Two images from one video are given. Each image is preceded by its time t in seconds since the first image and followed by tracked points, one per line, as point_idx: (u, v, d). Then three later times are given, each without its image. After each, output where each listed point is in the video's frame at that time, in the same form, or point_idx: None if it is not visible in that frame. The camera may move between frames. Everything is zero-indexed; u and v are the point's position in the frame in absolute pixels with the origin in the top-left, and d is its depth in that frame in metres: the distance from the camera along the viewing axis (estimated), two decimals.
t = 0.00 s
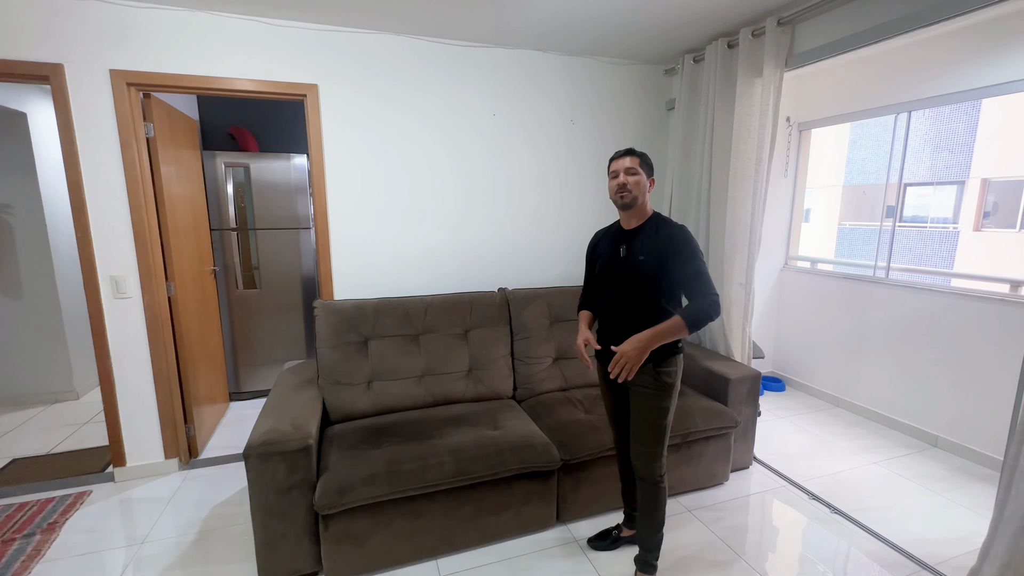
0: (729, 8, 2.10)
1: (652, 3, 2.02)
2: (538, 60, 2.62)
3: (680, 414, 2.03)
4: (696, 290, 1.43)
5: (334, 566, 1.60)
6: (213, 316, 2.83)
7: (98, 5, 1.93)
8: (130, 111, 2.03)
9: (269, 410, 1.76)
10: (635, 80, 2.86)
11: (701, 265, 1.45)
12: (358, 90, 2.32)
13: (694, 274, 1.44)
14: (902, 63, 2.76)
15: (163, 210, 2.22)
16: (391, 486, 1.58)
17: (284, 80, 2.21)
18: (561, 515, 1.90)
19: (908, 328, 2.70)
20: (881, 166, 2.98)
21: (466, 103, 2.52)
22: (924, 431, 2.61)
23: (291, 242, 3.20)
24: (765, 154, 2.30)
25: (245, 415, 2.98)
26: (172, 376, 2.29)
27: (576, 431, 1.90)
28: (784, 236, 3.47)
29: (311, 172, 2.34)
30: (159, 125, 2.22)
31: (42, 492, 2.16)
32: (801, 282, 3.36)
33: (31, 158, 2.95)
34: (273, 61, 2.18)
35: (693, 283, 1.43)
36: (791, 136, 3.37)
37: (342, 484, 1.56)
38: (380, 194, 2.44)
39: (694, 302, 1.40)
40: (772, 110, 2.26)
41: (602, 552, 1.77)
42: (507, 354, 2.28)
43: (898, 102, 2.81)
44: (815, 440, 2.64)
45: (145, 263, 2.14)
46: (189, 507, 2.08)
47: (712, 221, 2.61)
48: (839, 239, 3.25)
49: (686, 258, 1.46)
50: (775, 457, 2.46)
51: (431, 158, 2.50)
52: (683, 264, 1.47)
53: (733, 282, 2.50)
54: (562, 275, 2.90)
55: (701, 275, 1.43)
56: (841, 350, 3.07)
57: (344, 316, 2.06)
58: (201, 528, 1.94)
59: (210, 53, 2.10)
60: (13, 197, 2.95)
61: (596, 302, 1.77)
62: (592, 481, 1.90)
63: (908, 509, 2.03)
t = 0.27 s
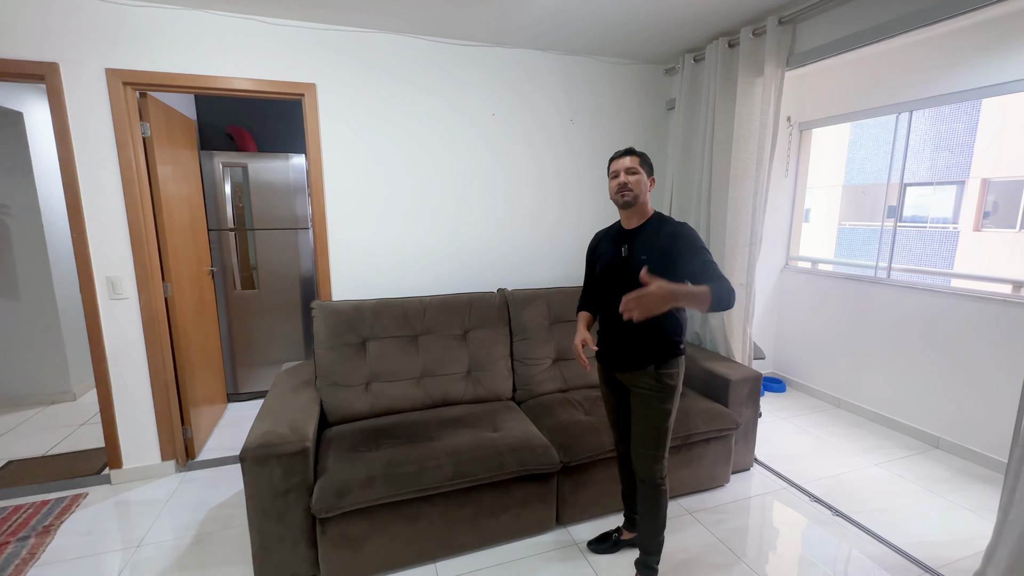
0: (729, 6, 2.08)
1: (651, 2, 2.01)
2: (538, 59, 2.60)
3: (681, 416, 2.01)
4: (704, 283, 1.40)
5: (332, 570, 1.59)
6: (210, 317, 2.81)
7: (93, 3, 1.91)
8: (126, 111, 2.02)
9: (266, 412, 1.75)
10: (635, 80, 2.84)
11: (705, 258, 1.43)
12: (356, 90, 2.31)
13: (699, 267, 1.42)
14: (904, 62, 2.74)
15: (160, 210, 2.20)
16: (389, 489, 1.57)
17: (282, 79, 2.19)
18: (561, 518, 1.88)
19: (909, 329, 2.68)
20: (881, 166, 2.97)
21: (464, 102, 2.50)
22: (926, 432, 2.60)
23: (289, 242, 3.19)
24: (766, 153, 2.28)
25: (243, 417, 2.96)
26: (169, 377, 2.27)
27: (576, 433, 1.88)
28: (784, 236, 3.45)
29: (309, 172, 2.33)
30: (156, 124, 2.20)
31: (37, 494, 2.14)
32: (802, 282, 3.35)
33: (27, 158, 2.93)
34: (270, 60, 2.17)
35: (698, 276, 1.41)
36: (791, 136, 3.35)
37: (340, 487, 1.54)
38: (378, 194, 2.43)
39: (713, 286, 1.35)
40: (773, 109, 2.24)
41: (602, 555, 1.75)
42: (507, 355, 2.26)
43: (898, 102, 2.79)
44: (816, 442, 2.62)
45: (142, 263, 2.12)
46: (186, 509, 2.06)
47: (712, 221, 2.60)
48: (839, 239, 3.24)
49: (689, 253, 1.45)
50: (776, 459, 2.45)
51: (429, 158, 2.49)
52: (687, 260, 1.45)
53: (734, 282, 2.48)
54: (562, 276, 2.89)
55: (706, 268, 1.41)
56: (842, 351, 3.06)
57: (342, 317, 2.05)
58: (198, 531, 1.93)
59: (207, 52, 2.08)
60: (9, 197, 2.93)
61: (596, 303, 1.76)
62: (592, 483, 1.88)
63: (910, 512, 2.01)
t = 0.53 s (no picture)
0: (729, 5, 2.07)
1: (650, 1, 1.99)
2: (537, 59, 2.59)
3: (682, 417, 2.00)
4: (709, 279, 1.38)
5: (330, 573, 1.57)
6: (208, 317, 2.80)
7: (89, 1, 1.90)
8: (122, 110, 2.00)
9: (263, 413, 1.73)
10: (635, 79, 2.83)
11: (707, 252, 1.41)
12: (354, 89, 2.29)
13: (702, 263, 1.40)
14: (904, 62, 2.73)
15: (157, 210, 2.18)
16: (387, 491, 1.56)
17: (279, 78, 2.17)
18: (561, 520, 1.87)
19: (909, 329, 2.67)
20: (881, 166, 2.95)
21: (463, 102, 2.49)
22: (927, 433, 2.59)
23: (287, 242, 3.17)
24: (767, 153, 2.27)
25: (241, 418, 2.95)
26: (166, 378, 2.25)
27: (576, 435, 1.87)
28: (784, 236, 3.44)
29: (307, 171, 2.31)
30: (153, 124, 2.19)
31: (33, 497, 2.13)
32: (802, 282, 3.34)
33: (24, 158, 2.92)
34: (268, 58, 2.15)
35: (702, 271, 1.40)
36: (791, 136, 3.34)
37: (338, 490, 1.53)
38: (377, 194, 2.41)
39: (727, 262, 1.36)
40: (774, 109, 2.23)
41: (602, 558, 1.74)
42: (506, 356, 2.25)
43: (898, 102, 2.78)
44: (817, 443, 2.61)
45: (138, 263, 2.11)
46: (183, 512, 2.04)
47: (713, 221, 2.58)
48: (839, 239, 3.23)
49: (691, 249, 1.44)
50: (777, 460, 2.44)
51: (428, 157, 2.47)
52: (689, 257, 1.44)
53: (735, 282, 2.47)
54: (561, 276, 2.88)
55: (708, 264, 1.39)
56: (842, 351, 3.05)
57: (340, 318, 2.03)
58: (195, 534, 1.91)
59: (204, 51, 2.06)
60: (6, 197, 2.91)
61: (597, 303, 1.74)
62: (592, 485, 1.87)
63: (912, 514, 2.00)
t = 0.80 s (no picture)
0: (727, 5, 2.06)
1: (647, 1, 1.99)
2: (536, 58, 2.58)
3: (681, 418, 1.99)
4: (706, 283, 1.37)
5: None
6: (205, 318, 2.78)
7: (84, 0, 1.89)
8: (117, 110, 1.99)
9: (260, 415, 1.72)
10: (634, 79, 2.82)
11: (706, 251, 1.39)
12: (352, 89, 2.28)
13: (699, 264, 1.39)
14: (903, 62, 2.72)
15: (153, 210, 2.17)
16: (384, 494, 1.54)
17: (276, 78, 2.16)
18: (559, 522, 1.86)
19: (908, 330, 2.67)
20: (879, 166, 2.95)
21: (461, 102, 2.47)
22: (926, 433, 2.58)
23: (285, 243, 3.16)
24: (766, 153, 2.26)
25: (239, 419, 2.93)
26: (162, 379, 2.24)
27: (574, 436, 1.86)
28: (783, 236, 3.44)
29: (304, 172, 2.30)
30: (149, 124, 2.18)
31: (28, 499, 2.11)
32: (801, 282, 3.33)
33: (20, 158, 2.90)
34: (264, 58, 2.14)
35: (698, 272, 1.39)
36: (791, 136, 3.34)
37: (334, 492, 1.52)
38: (375, 194, 2.40)
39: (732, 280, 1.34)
40: (773, 109, 2.22)
41: (601, 560, 1.73)
42: (504, 356, 2.24)
43: (897, 102, 2.78)
44: (816, 444, 2.60)
45: (134, 263, 2.09)
46: (180, 514, 2.03)
47: (712, 221, 2.57)
48: (838, 239, 3.22)
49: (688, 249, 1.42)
50: (776, 461, 2.43)
51: (426, 158, 2.46)
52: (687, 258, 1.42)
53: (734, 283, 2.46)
54: (560, 277, 2.87)
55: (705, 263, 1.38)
56: (842, 352, 3.04)
57: (337, 319, 2.02)
58: (191, 536, 1.90)
59: (200, 50, 2.05)
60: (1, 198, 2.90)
61: (595, 304, 1.73)
62: (591, 487, 1.86)
63: (912, 515, 1.99)
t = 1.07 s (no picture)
0: (726, 4, 2.05)
1: None
2: (534, 57, 2.57)
3: (679, 420, 1.98)
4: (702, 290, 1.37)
5: None
6: (201, 319, 2.77)
7: None
8: (112, 109, 1.97)
9: (255, 417, 1.71)
10: (633, 78, 2.81)
11: (705, 257, 1.40)
12: (348, 88, 2.27)
13: (697, 270, 1.39)
14: (902, 61, 2.71)
15: (147, 210, 2.15)
16: (380, 496, 1.53)
17: (272, 77, 2.15)
18: (557, 524, 1.85)
19: (908, 330, 2.66)
20: (878, 166, 2.94)
21: (458, 101, 2.46)
22: (926, 434, 2.57)
23: (282, 243, 3.14)
24: (765, 153, 2.25)
25: (235, 420, 2.92)
26: (158, 380, 2.23)
27: (572, 437, 1.85)
28: (782, 236, 3.43)
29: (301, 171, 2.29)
30: (144, 123, 2.16)
31: (22, 501, 2.10)
32: (800, 282, 3.32)
33: (14, 158, 2.88)
34: (260, 57, 2.12)
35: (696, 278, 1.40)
36: (790, 135, 3.33)
37: (330, 495, 1.50)
38: (372, 194, 2.38)
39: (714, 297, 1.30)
40: (772, 108, 2.21)
41: (599, 562, 1.72)
42: (502, 357, 2.22)
43: (896, 102, 2.77)
44: (815, 445, 2.59)
45: (129, 263, 2.08)
46: (174, 516, 2.02)
47: (710, 221, 2.56)
48: (836, 239, 3.22)
49: (688, 254, 1.43)
50: (775, 462, 2.42)
51: (423, 157, 2.45)
52: (686, 263, 1.43)
53: (733, 283, 2.45)
54: (558, 277, 2.85)
55: (704, 270, 1.39)
56: (841, 352, 3.03)
57: (333, 319, 2.01)
58: (186, 538, 1.88)
59: (196, 49, 2.04)
60: None
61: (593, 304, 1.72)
62: (589, 489, 1.85)
63: (912, 517, 1.98)
